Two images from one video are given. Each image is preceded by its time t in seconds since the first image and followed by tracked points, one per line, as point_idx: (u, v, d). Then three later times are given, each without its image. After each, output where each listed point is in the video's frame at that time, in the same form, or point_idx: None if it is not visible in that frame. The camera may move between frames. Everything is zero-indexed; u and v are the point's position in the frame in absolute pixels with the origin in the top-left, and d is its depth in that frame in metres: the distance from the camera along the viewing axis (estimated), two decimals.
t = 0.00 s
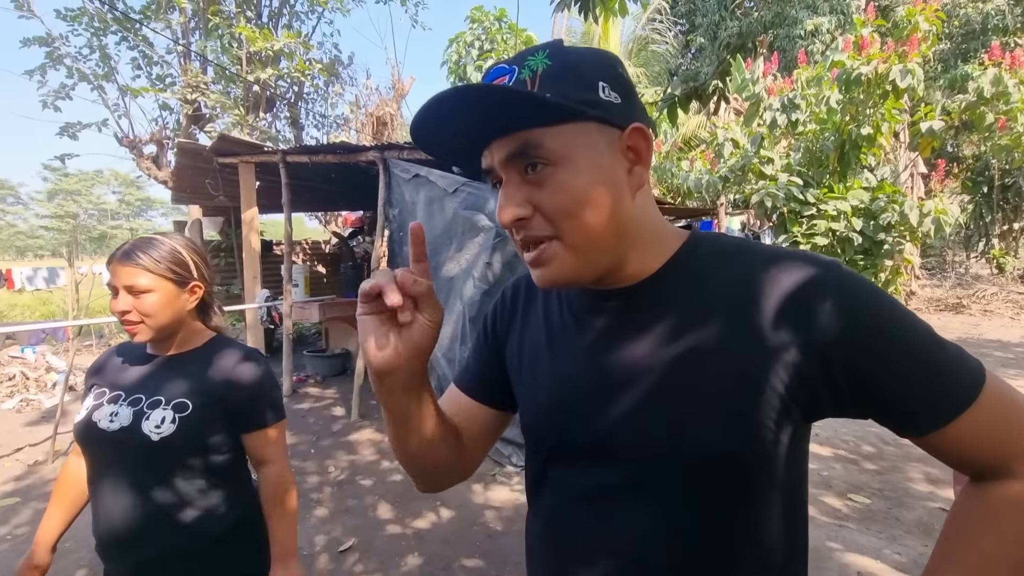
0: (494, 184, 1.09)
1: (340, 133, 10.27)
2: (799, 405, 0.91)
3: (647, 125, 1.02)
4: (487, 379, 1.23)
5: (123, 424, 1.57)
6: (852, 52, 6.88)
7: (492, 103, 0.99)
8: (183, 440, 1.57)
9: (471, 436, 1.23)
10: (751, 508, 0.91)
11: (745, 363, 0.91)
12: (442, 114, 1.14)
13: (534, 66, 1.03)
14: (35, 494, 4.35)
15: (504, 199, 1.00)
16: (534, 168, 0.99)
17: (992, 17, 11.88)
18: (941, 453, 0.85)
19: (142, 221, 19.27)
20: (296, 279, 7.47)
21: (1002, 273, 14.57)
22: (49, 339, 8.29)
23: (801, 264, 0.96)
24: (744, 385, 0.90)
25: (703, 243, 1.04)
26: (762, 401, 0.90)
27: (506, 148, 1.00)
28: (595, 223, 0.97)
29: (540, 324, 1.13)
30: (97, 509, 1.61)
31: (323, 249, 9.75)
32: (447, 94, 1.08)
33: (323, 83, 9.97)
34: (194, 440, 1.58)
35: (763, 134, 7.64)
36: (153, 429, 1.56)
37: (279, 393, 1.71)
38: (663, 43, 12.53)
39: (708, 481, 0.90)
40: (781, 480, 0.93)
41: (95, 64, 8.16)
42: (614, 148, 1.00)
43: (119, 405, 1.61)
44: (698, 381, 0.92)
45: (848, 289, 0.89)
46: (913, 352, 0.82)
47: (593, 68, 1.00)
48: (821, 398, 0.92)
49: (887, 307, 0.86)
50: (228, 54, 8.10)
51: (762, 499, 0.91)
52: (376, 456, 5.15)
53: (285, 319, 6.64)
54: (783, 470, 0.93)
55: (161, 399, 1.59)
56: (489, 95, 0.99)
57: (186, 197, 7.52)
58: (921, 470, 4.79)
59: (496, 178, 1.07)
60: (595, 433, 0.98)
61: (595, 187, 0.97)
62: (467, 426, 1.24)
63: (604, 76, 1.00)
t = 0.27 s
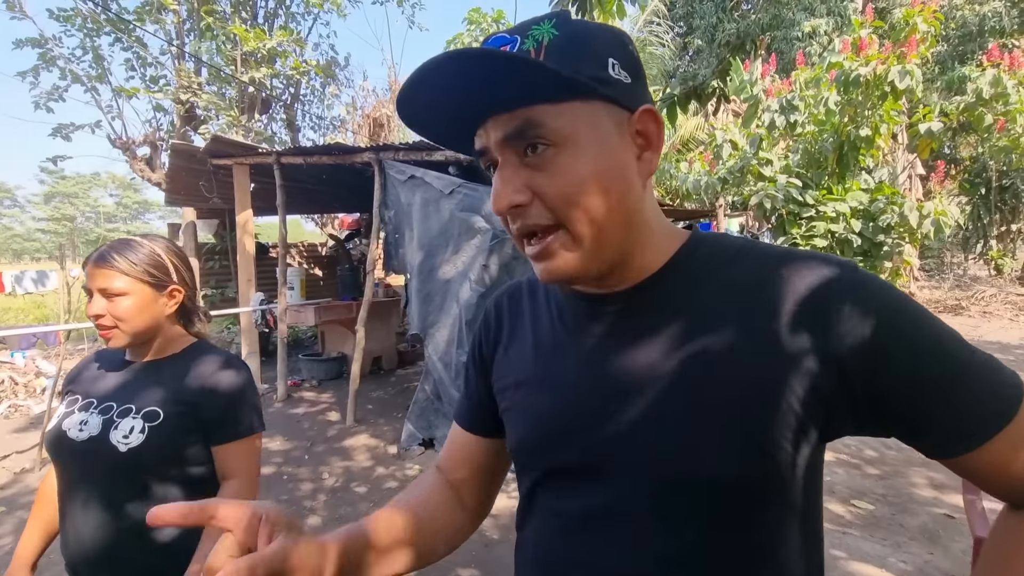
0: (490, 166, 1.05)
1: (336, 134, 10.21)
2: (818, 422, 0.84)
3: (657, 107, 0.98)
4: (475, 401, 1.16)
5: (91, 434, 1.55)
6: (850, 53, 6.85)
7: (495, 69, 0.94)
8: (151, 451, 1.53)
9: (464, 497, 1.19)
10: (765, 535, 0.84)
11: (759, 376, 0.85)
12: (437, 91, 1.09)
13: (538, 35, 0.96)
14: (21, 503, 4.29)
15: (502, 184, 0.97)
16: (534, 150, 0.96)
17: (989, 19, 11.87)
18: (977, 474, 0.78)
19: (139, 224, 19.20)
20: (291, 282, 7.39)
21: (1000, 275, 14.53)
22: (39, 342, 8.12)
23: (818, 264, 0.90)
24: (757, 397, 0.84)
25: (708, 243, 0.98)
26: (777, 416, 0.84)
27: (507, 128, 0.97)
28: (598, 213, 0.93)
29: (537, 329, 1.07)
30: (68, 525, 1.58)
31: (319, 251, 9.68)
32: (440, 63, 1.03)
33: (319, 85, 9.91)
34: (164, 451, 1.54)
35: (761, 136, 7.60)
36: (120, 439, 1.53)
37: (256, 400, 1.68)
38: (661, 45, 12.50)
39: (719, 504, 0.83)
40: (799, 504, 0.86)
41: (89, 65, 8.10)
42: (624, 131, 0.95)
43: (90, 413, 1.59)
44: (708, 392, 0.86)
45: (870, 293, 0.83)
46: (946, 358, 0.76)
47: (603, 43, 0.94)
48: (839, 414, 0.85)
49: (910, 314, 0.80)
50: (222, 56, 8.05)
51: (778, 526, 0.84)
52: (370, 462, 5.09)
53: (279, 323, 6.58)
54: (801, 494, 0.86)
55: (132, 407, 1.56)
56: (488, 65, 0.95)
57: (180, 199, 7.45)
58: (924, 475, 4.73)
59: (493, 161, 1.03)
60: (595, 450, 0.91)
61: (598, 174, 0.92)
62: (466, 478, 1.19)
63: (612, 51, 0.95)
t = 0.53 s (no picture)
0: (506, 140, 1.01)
1: (335, 137, 10.16)
2: (857, 435, 0.77)
3: (680, 76, 0.96)
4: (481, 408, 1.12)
5: (63, 445, 1.51)
6: (852, 55, 6.82)
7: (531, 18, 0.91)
8: (127, 462, 1.49)
9: (481, 556, 1.15)
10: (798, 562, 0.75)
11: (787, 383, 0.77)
12: (453, 62, 1.06)
13: None
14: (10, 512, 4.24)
15: (524, 152, 0.91)
16: (558, 113, 0.91)
17: (988, 21, 11.86)
18: None
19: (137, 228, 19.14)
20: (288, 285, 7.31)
21: (1001, 277, 14.48)
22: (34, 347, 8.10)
23: (851, 260, 0.85)
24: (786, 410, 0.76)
25: (730, 243, 0.92)
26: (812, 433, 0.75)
27: (529, 91, 0.94)
28: (627, 180, 0.86)
29: (551, 332, 1.00)
30: (42, 539, 1.55)
31: (318, 254, 9.62)
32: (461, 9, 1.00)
33: (317, 87, 9.87)
34: (141, 463, 1.50)
35: (762, 137, 7.55)
36: (94, 449, 1.49)
37: (238, 409, 1.63)
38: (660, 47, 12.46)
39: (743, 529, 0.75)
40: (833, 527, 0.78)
41: (85, 68, 8.06)
42: (649, 99, 0.92)
43: (63, 423, 1.55)
44: (742, 402, 0.78)
45: (909, 292, 0.77)
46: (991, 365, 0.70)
47: (627, 10, 0.93)
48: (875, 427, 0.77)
49: (954, 315, 0.74)
50: (220, 58, 8.01)
51: (811, 553, 0.76)
52: (368, 467, 5.03)
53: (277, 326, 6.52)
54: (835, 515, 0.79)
55: (106, 417, 1.52)
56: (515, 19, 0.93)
57: (177, 203, 7.40)
58: (930, 481, 4.67)
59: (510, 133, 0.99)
60: (607, 465, 0.84)
61: (627, 138, 0.86)
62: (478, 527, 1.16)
63: (633, 20, 0.93)
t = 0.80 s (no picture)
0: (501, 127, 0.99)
1: (334, 139, 10.13)
2: (879, 441, 0.72)
3: (683, 64, 0.93)
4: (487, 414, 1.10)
5: (60, 451, 1.48)
6: (851, 55, 6.81)
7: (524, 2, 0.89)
8: (128, 466, 1.47)
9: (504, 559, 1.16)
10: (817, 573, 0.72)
11: (800, 387, 0.73)
12: (448, 50, 1.05)
13: None
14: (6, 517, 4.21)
15: (510, 137, 0.90)
16: (550, 97, 0.89)
17: (987, 21, 11.85)
18: None
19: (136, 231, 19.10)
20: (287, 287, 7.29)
21: (1001, 276, 14.46)
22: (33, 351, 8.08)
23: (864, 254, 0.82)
24: (799, 417, 0.72)
25: (743, 236, 0.90)
26: (831, 441, 0.70)
27: (524, 73, 0.91)
28: (617, 168, 0.83)
29: (559, 330, 0.98)
30: (34, 550, 1.51)
31: (317, 256, 9.59)
32: None
33: (316, 89, 9.85)
34: (142, 468, 1.48)
35: (762, 137, 7.54)
36: (93, 454, 1.47)
37: (238, 411, 1.62)
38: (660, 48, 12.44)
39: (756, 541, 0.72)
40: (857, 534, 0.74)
41: (83, 70, 8.03)
42: (651, 90, 0.89)
43: (58, 429, 1.51)
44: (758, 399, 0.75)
45: (928, 285, 0.74)
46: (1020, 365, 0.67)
47: None
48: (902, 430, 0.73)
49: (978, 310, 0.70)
50: (218, 61, 7.99)
51: (833, 562, 0.72)
52: (367, 471, 4.99)
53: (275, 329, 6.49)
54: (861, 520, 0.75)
55: (105, 422, 1.49)
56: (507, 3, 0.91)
57: (175, 205, 7.37)
58: (934, 481, 4.64)
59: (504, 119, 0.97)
60: (612, 474, 0.81)
61: (621, 125, 0.83)
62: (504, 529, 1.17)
63: (641, 6, 0.89)
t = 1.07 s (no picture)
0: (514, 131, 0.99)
1: (335, 142, 10.15)
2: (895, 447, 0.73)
3: (705, 77, 0.92)
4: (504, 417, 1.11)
5: (77, 452, 1.49)
6: (852, 55, 6.83)
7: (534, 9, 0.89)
8: (144, 467, 1.49)
9: (522, 559, 1.17)
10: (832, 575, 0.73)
11: (814, 393, 0.74)
12: (463, 52, 1.05)
13: None
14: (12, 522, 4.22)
15: (521, 144, 0.90)
16: (563, 107, 0.89)
17: (987, 21, 11.86)
18: None
19: (138, 235, 19.10)
20: (290, 291, 7.29)
21: (1003, 276, 14.46)
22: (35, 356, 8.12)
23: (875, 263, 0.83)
24: (813, 426, 0.73)
25: (756, 240, 0.91)
26: (846, 448, 0.71)
27: (539, 80, 0.91)
28: (624, 184, 0.83)
29: (576, 336, 0.98)
30: (46, 554, 1.51)
31: (319, 260, 9.59)
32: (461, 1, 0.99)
33: (317, 92, 9.87)
34: (158, 469, 1.50)
35: (763, 138, 7.55)
36: (111, 454, 1.48)
37: (247, 414, 1.65)
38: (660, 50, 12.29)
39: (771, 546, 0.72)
40: (873, 538, 0.75)
41: (86, 75, 8.06)
42: (667, 101, 0.87)
43: (74, 431, 1.53)
44: (777, 402, 0.75)
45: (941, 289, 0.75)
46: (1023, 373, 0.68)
47: (657, 5, 0.89)
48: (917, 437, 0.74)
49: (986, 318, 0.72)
50: (219, 65, 8.01)
51: (849, 565, 0.73)
52: (371, 474, 5.00)
53: (278, 332, 6.49)
54: (877, 522, 0.75)
55: (122, 423, 1.51)
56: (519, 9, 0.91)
57: (178, 209, 7.38)
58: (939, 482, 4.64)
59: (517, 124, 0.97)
60: (626, 480, 0.82)
61: (631, 138, 0.83)
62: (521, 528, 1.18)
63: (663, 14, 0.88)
